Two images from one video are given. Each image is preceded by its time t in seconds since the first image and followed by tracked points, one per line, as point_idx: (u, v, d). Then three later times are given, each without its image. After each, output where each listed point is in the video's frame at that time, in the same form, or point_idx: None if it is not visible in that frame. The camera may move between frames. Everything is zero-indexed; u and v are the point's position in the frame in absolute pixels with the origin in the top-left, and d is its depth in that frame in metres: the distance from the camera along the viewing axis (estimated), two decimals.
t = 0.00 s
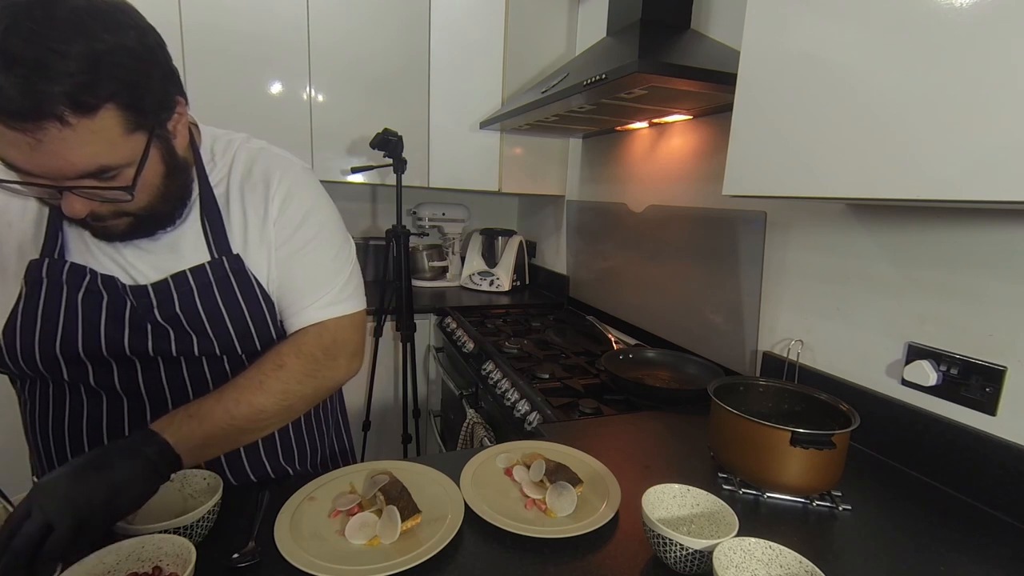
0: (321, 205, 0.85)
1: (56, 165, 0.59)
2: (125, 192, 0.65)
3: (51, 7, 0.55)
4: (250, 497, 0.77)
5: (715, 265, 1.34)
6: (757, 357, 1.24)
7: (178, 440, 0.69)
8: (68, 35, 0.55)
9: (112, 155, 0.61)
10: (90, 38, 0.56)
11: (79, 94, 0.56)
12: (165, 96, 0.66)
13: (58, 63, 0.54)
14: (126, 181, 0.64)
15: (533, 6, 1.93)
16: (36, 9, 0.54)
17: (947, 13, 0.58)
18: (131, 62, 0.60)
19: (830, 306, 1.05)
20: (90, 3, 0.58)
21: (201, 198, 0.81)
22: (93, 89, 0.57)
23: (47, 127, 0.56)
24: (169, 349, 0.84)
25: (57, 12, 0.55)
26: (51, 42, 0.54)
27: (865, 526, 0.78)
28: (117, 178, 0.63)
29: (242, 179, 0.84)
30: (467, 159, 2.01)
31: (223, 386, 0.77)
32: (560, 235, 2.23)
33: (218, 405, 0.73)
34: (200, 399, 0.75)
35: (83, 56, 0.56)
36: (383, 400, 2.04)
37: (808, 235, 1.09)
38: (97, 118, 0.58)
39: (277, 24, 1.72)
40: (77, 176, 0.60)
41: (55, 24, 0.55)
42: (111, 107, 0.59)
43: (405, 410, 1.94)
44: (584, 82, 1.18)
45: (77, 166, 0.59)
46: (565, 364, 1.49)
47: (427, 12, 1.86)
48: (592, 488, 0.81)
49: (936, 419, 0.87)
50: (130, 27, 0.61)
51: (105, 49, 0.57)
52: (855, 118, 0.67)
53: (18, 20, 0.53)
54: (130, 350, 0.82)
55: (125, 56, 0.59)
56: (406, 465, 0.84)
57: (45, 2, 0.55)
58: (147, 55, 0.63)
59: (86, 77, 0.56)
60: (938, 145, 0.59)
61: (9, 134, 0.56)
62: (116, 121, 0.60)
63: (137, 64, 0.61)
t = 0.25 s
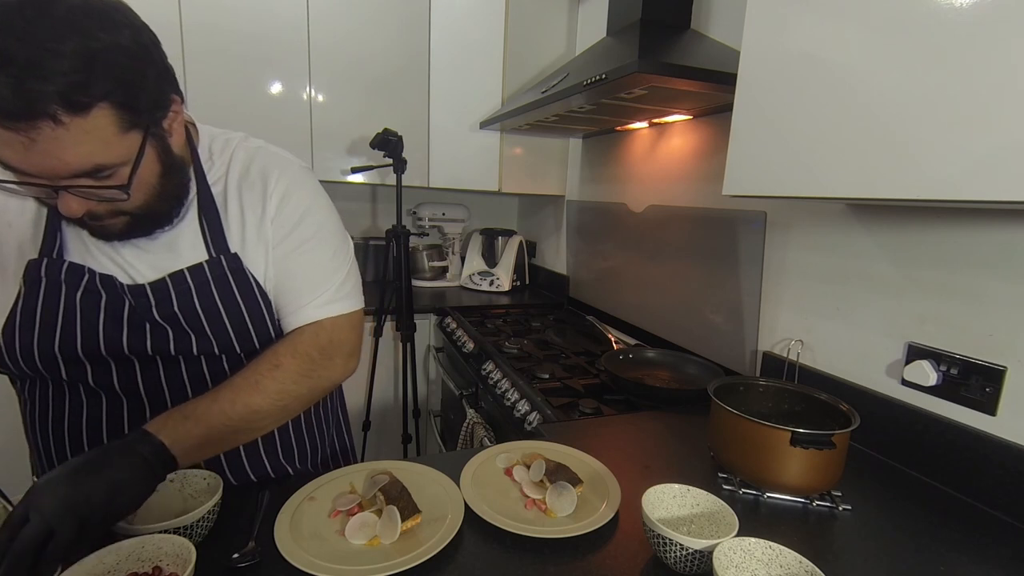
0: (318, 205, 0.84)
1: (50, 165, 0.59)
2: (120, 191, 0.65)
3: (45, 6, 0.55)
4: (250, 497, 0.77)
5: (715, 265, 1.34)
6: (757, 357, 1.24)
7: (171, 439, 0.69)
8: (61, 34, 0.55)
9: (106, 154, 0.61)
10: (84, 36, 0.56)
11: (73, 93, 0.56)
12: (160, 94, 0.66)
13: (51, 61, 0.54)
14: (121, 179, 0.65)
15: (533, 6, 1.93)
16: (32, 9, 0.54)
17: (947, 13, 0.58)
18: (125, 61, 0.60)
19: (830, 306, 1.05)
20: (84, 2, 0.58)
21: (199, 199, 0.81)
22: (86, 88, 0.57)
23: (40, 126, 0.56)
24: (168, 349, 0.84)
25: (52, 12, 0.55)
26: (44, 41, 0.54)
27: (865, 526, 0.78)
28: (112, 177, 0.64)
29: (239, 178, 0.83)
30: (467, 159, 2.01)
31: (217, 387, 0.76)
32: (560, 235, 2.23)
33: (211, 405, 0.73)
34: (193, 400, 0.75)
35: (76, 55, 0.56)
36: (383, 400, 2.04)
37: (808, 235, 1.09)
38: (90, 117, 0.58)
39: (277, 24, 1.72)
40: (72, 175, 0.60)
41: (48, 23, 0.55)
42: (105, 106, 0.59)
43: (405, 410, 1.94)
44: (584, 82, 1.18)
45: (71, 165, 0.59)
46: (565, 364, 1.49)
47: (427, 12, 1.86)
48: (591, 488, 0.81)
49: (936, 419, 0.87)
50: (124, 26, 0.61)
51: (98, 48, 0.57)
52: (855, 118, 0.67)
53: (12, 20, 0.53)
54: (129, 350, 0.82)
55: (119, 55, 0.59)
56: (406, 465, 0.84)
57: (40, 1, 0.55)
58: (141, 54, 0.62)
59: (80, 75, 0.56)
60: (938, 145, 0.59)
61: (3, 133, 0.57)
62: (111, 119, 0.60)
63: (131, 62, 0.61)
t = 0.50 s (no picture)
0: (314, 202, 0.84)
1: (57, 166, 0.59)
2: (125, 191, 0.65)
3: (48, 6, 0.55)
4: (250, 497, 0.77)
5: (715, 265, 1.34)
6: (757, 357, 1.24)
7: (150, 444, 0.69)
8: (64, 34, 0.55)
9: (111, 154, 0.61)
10: (87, 37, 0.56)
11: (78, 95, 0.56)
12: (162, 94, 0.66)
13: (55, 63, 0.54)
14: (127, 180, 0.65)
15: (533, 6, 1.93)
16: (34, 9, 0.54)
17: (947, 13, 0.58)
18: (128, 61, 0.60)
19: (830, 306, 1.05)
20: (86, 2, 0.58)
21: (198, 198, 0.81)
22: (91, 89, 0.57)
23: (48, 128, 0.56)
24: (167, 348, 0.84)
25: (54, 12, 0.55)
26: (47, 42, 0.54)
27: (865, 526, 0.78)
28: (118, 177, 0.64)
29: (238, 176, 0.83)
30: (467, 159, 2.01)
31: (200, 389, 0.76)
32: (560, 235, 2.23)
33: (190, 410, 0.72)
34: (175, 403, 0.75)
35: (81, 56, 0.56)
36: (383, 400, 2.04)
37: (808, 235, 1.09)
38: (97, 118, 0.59)
39: (277, 24, 1.72)
40: (80, 175, 0.60)
41: (52, 24, 0.54)
42: (110, 107, 0.59)
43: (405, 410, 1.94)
44: (584, 82, 1.18)
45: (78, 166, 0.59)
46: (565, 364, 1.49)
47: (427, 12, 1.86)
48: (591, 488, 0.81)
49: (936, 419, 0.87)
50: (126, 26, 0.61)
51: (102, 48, 0.57)
52: (855, 118, 0.67)
53: (15, 21, 0.53)
54: (129, 349, 0.82)
55: (123, 56, 0.59)
56: (406, 465, 0.84)
57: (41, 2, 0.55)
58: (143, 54, 0.62)
59: (85, 77, 0.56)
60: (938, 145, 0.59)
61: (9, 135, 0.56)
62: (116, 120, 0.60)
63: (134, 62, 0.61)
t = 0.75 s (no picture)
0: (313, 201, 0.84)
1: (55, 167, 0.59)
2: (124, 192, 0.65)
3: (46, 6, 0.54)
4: (250, 497, 0.77)
5: (715, 265, 1.34)
6: (757, 357, 1.24)
7: (156, 425, 0.66)
8: (63, 35, 0.55)
9: (110, 155, 0.61)
10: (85, 38, 0.56)
11: (77, 96, 0.56)
12: (160, 94, 0.66)
13: (54, 64, 0.54)
14: (125, 180, 0.65)
15: (533, 6, 1.93)
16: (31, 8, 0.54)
17: (947, 13, 0.58)
18: (126, 62, 0.60)
19: (830, 306, 1.05)
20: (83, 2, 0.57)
21: (198, 197, 0.81)
22: (90, 91, 0.57)
23: (46, 129, 0.56)
24: (167, 347, 0.84)
25: (52, 11, 0.55)
26: (46, 42, 0.54)
27: (865, 526, 0.78)
28: (116, 178, 0.64)
29: (238, 176, 0.83)
30: (467, 159, 2.01)
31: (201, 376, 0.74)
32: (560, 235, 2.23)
33: (196, 395, 0.70)
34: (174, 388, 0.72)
35: (79, 57, 0.55)
36: (383, 400, 2.04)
37: (808, 235, 1.09)
38: (95, 120, 0.59)
39: (277, 24, 1.72)
40: (77, 176, 0.61)
41: (50, 24, 0.54)
42: (108, 108, 0.59)
43: (405, 410, 1.94)
44: (584, 82, 1.18)
45: (75, 167, 0.60)
46: (565, 364, 1.49)
47: (427, 12, 1.86)
48: (591, 488, 0.81)
49: (936, 419, 0.87)
50: (125, 26, 0.61)
51: (100, 49, 0.57)
52: (855, 118, 0.67)
53: (13, 20, 0.53)
54: (129, 349, 0.82)
55: (121, 57, 0.59)
56: (406, 465, 0.84)
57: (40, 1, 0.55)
58: (141, 54, 0.62)
59: (84, 78, 0.56)
60: (938, 144, 0.59)
61: (7, 136, 0.56)
62: (114, 121, 0.60)
63: (132, 63, 0.61)
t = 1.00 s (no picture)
0: (318, 201, 0.84)
1: (56, 164, 0.59)
2: (126, 189, 0.65)
3: (45, 6, 0.55)
4: (251, 497, 0.77)
5: (715, 265, 1.34)
6: (757, 357, 1.24)
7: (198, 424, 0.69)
8: (62, 33, 0.55)
9: (111, 152, 0.61)
10: (84, 36, 0.56)
11: (77, 93, 0.56)
12: (160, 91, 0.66)
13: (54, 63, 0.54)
14: (125, 177, 0.65)
15: (533, 6, 1.93)
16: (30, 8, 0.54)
17: (947, 13, 0.58)
18: (125, 59, 0.60)
19: (830, 306, 1.05)
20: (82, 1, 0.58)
21: (202, 196, 0.81)
22: (91, 88, 0.57)
23: (48, 127, 0.56)
24: (170, 346, 0.84)
25: (51, 11, 0.55)
26: (46, 42, 0.54)
27: (865, 526, 0.78)
28: (117, 175, 0.64)
29: (242, 176, 0.84)
30: (467, 159, 2.01)
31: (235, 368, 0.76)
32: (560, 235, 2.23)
33: (231, 392, 0.73)
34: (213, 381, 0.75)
35: (79, 55, 0.56)
36: (383, 400, 2.04)
37: (808, 235, 1.09)
38: (96, 116, 0.58)
39: (277, 25, 1.72)
40: (78, 173, 0.61)
41: (49, 23, 0.54)
42: (109, 105, 0.59)
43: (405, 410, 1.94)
44: (584, 82, 1.18)
45: (76, 164, 0.59)
46: (565, 364, 1.49)
47: (427, 13, 1.86)
48: (591, 488, 0.81)
49: (936, 419, 0.87)
50: (124, 24, 0.61)
51: (99, 46, 0.57)
52: (855, 118, 0.67)
53: (13, 21, 0.53)
54: (132, 347, 0.82)
55: (120, 54, 0.59)
56: (406, 465, 0.84)
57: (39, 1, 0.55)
58: (142, 52, 0.62)
59: (84, 75, 0.56)
60: (938, 144, 0.59)
61: (9, 134, 0.57)
62: (115, 118, 0.60)
63: (132, 60, 0.61)
